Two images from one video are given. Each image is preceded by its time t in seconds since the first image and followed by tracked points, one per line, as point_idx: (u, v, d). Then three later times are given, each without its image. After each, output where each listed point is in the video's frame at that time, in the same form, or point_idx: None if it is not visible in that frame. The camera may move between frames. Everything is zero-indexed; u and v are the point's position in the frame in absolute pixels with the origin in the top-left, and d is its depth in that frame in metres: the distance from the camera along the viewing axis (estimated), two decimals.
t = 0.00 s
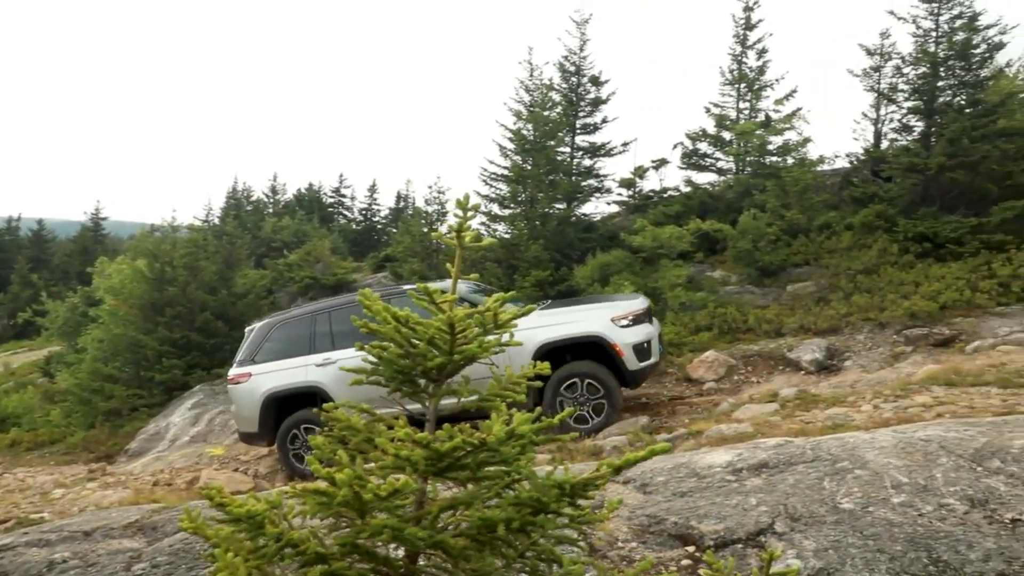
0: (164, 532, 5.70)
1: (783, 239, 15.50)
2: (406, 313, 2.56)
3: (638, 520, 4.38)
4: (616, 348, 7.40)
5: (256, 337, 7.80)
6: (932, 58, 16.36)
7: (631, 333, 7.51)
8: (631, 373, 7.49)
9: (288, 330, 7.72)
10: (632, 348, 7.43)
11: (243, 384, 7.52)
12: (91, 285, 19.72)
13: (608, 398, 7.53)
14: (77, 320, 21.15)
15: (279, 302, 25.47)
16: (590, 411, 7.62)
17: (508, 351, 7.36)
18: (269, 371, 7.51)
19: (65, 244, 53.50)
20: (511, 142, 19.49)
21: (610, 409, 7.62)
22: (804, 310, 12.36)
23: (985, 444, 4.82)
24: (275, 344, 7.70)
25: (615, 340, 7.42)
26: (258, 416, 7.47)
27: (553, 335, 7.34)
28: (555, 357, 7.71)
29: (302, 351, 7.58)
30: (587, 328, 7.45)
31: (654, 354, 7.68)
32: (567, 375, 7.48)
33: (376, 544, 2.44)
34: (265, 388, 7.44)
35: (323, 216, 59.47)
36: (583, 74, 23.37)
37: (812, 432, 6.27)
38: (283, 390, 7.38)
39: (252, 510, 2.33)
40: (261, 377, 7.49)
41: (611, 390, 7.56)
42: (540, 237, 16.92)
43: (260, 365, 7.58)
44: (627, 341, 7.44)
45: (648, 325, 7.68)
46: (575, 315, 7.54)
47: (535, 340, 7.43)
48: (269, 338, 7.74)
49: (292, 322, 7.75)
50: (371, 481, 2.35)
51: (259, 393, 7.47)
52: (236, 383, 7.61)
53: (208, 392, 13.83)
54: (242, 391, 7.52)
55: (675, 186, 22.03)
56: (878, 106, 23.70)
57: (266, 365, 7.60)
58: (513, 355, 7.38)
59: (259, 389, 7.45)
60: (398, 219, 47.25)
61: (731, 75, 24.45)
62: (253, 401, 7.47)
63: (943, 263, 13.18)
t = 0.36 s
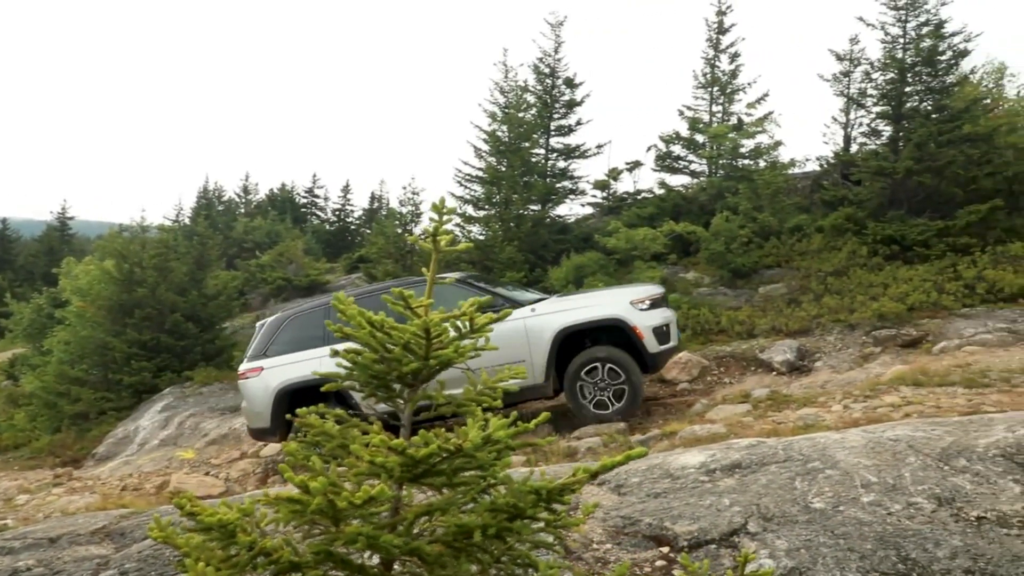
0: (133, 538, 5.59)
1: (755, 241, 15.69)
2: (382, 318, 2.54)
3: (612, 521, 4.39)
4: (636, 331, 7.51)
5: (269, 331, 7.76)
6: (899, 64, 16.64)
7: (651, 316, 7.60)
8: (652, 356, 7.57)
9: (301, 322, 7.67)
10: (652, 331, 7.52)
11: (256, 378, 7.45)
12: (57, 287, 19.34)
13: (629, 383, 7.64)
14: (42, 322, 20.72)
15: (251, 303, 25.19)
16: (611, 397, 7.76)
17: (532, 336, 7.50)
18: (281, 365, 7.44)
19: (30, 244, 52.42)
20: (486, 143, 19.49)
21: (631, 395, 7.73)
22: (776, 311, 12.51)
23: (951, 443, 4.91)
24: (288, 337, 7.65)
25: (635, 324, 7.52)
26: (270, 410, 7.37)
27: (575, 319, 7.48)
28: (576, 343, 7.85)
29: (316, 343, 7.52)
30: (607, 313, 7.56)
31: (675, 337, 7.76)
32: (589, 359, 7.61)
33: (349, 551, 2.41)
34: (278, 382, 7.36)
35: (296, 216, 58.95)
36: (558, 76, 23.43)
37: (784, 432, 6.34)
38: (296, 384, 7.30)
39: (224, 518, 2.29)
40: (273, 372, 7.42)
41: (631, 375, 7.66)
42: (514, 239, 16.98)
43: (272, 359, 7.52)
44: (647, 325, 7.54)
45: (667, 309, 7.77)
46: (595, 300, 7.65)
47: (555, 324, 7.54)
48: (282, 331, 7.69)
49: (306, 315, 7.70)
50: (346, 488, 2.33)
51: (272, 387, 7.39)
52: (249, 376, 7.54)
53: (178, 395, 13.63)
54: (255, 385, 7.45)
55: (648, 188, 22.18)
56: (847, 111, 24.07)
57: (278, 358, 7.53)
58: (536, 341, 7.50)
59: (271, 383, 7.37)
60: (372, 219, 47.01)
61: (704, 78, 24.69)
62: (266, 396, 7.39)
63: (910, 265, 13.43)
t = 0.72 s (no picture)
0: (96, 545, 5.47)
1: (724, 243, 15.88)
2: (356, 323, 2.52)
3: (585, 523, 4.40)
4: (660, 338, 7.50)
5: (280, 315, 7.68)
6: (864, 69, 16.94)
7: (675, 324, 7.59)
8: (674, 364, 7.55)
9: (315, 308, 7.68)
10: (676, 338, 7.52)
11: (267, 361, 7.34)
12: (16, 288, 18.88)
13: (648, 391, 7.56)
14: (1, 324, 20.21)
15: (219, 304, 24.85)
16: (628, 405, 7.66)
17: (553, 336, 7.52)
18: (294, 349, 7.38)
19: None
20: (457, 144, 19.47)
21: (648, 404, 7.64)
22: (745, 312, 12.66)
23: (915, 442, 5.01)
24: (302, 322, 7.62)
25: (659, 330, 7.52)
26: (283, 393, 7.22)
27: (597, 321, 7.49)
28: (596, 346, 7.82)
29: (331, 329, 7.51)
30: (631, 317, 7.55)
31: (697, 346, 7.75)
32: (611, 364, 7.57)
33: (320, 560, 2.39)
34: (291, 365, 7.28)
35: (265, 216, 58.30)
36: (529, 77, 23.48)
37: (753, 432, 6.42)
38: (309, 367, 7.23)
39: (192, 528, 2.26)
40: (285, 355, 7.34)
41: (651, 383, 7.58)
42: (485, 240, 17.05)
43: (285, 343, 7.44)
44: (672, 331, 7.53)
45: (691, 318, 7.77)
46: (618, 304, 7.65)
47: (576, 326, 7.53)
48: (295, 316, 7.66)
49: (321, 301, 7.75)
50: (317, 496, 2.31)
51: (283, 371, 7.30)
52: (259, 358, 7.41)
53: (143, 398, 13.39)
54: (267, 367, 7.32)
55: (619, 190, 22.33)
56: (814, 115, 24.45)
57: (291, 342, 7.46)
58: (557, 340, 7.53)
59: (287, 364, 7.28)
60: (342, 220, 46.68)
61: (674, 81, 24.91)
62: (276, 379, 7.29)
63: (875, 267, 13.69)
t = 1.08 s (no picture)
0: (58, 554, 5.32)
1: (693, 245, 16.06)
2: (333, 331, 2.52)
3: (557, 525, 4.40)
4: (666, 318, 7.65)
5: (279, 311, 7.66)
6: (829, 75, 17.23)
7: (681, 304, 7.72)
8: (680, 343, 7.71)
9: (315, 304, 7.72)
10: (681, 318, 7.66)
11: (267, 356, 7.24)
12: None
13: (656, 371, 7.73)
14: None
15: (184, 306, 24.45)
16: (636, 386, 7.83)
17: (558, 319, 7.59)
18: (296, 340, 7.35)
19: None
20: (426, 145, 19.43)
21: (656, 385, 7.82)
22: (713, 313, 12.81)
23: (880, 442, 5.10)
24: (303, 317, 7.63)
25: (665, 310, 7.65)
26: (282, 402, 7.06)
27: (603, 303, 7.59)
28: (602, 330, 7.93)
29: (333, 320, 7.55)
30: (637, 298, 7.66)
31: (702, 325, 7.89)
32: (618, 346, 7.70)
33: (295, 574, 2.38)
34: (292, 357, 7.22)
35: (231, 217, 57.49)
36: (500, 78, 23.49)
37: (722, 432, 6.49)
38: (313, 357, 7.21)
39: (165, 543, 2.23)
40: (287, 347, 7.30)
41: (658, 363, 7.76)
42: (456, 242, 17.07)
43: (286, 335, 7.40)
44: (677, 311, 7.67)
45: (695, 297, 7.90)
46: (622, 285, 7.75)
47: (580, 309, 7.61)
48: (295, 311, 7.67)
49: (321, 296, 7.77)
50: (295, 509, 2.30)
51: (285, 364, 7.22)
52: (259, 354, 7.27)
53: (105, 402, 13.12)
54: (267, 362, 7.21)
55: (589, 192, 22.44)
56: (780, 119, 24.83)
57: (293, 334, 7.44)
58: (561, 324, 7.59)
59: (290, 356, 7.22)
60: (310, 221, 46.24)
61: (643, 84, 25.11)
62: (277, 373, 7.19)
63: (840, 269, 13.96)
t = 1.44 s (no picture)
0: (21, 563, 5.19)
1: (664, 247, 16.19)
2: (314, 341, 2.54)
3: (532, 528, 4.40)
4: (665, 319, 7.70)
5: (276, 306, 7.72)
6: (797, 79, 17.50)
7: (680, 305, 7.77)
8: (680, 344, 7.76)
9: (312, 299, 7.78)
10: (681, 319, 7.72)
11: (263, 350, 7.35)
12: None
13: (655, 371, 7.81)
14: None
15: (150, 308, 24.02)
16: (634, 385, 7.94)
17: (557, 318, 7.66)
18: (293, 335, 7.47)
19: None
20: (398, 145, 19.35)
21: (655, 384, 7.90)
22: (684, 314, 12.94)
23: (849, 442, 5.19)
24: (299, 313, 7.69)
25: (664, 310, 7.71)
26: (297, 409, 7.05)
27: (602, 302, 7.67)
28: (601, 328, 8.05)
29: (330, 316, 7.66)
30: (636, 298, 7.73)
31: (702, 327, 7.93)
32: (617, 345, 7.80)
33: None
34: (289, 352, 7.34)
35: (199, 216, 56.60)
36: (472, 79, 23.45)
37: (694, 433, 6.55)
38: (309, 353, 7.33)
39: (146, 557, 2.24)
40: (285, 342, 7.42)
41: (656, 363, 7.84)
42: (428, 243, 17.10)
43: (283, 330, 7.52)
44: (676, 312, 7.73)
45: (695, 299, 7.93)
46: (622, 285, 7.81)
47: (578, 309, 7.68)
48: (291, 306, 7.73)
49: (318, 291, 7.83)
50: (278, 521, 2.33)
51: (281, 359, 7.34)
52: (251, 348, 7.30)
53: (69, 406, 12.84)
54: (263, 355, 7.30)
55: (561, 193, 22.52)
56: (749, 122, 25.12)
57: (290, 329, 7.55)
58: (560, 322, 7.67)
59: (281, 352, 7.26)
60: (279, 221, 45.75)
61: (615, 86, 25.25)
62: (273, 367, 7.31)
63: (808, 271, 14.19)
